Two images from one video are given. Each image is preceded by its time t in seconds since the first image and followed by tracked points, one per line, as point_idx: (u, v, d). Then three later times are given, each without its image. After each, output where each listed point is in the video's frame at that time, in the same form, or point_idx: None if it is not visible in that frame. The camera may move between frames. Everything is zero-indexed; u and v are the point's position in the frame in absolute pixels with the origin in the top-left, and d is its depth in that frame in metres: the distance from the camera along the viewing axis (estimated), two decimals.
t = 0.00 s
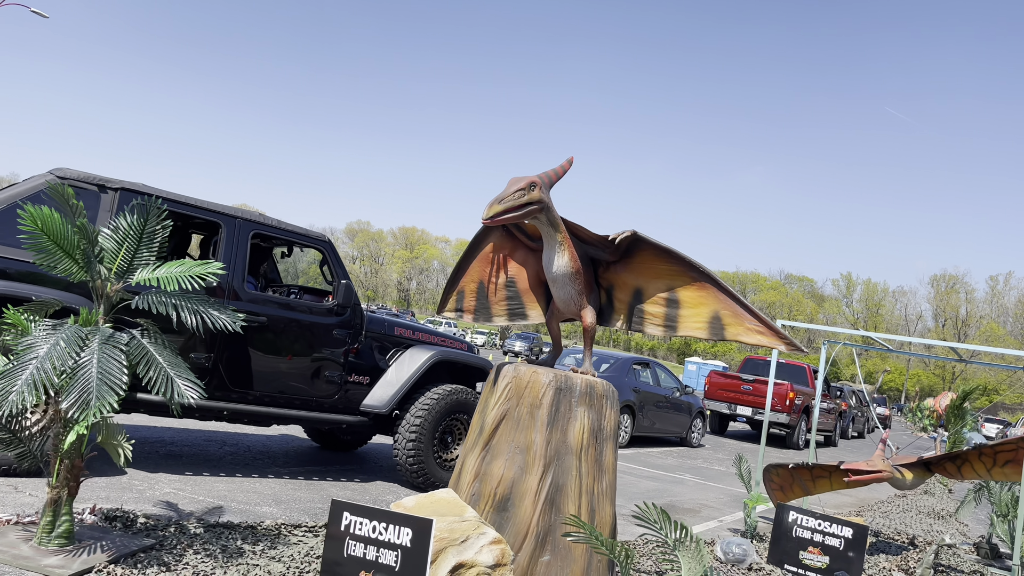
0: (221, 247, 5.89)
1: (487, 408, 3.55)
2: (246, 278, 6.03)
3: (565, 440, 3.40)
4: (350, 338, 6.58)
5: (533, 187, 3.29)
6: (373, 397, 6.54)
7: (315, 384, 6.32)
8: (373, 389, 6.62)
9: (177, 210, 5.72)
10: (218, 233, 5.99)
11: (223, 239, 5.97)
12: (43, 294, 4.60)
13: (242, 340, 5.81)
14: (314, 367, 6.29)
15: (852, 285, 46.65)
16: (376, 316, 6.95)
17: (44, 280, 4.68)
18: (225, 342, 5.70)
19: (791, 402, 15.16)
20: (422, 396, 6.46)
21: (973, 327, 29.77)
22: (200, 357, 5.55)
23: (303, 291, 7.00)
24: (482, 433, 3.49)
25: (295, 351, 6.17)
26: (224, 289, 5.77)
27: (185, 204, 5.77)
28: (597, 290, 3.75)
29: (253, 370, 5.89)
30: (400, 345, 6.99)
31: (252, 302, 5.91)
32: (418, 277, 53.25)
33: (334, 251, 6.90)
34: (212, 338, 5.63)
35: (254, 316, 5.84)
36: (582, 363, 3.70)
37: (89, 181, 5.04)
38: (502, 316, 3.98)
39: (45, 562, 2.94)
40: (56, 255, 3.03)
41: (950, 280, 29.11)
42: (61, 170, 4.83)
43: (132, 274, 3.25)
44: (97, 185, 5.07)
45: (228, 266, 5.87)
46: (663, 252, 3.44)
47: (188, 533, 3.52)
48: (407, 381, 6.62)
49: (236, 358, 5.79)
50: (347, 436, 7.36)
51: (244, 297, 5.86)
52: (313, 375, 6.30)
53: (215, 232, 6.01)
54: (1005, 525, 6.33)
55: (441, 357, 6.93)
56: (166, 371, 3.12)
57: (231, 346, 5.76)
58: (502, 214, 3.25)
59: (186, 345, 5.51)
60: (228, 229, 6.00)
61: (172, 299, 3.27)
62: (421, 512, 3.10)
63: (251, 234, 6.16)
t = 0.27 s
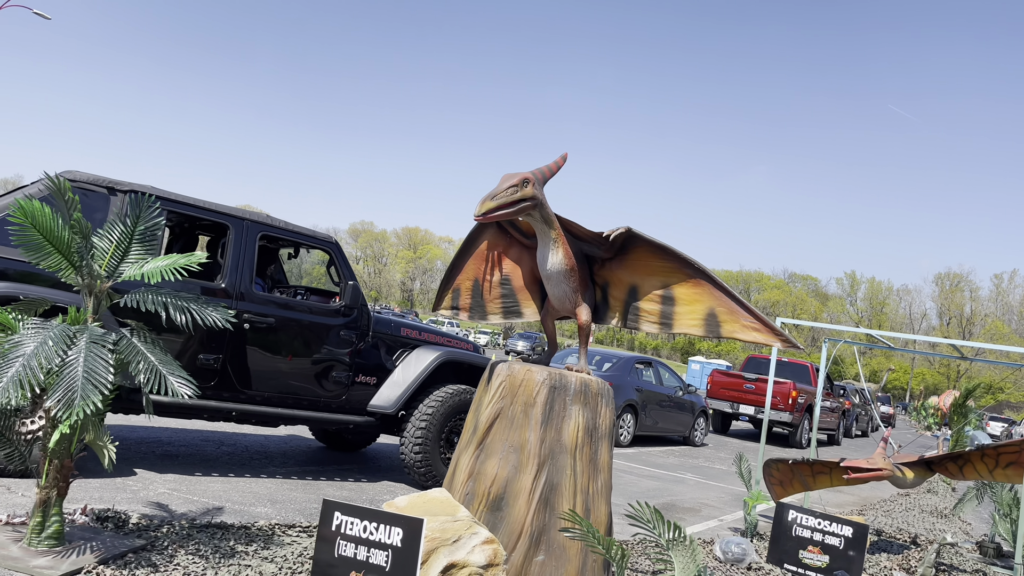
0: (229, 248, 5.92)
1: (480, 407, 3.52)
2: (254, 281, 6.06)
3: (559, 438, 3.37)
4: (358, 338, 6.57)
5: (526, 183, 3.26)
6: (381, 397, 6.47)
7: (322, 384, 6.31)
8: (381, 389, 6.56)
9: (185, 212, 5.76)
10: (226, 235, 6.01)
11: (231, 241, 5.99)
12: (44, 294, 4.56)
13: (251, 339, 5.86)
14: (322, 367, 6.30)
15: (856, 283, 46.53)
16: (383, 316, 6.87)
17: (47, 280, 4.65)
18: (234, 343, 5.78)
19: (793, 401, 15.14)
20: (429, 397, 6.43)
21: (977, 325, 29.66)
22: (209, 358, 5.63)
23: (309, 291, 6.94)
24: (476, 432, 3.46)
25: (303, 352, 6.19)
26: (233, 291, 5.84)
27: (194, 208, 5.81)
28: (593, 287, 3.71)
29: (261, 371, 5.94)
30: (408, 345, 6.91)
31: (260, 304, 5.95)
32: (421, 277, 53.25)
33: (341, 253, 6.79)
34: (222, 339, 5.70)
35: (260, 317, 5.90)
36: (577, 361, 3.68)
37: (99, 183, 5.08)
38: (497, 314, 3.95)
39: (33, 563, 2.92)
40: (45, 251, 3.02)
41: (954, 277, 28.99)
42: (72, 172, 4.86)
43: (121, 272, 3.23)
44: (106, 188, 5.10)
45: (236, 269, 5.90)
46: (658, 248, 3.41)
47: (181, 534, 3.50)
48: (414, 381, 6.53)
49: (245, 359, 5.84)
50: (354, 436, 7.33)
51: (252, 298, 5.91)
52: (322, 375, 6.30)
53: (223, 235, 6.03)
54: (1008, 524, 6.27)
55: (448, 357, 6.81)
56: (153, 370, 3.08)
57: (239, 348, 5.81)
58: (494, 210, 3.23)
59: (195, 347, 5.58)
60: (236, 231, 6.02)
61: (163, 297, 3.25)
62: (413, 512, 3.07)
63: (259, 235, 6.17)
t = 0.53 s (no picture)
0: (236, 248, 5.97)
1: (472, 403, 3.49)
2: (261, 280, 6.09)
3: (552, 434, 3.34)
4: (364, 337, 6.58)
5: (516, 176, 3.23)
6: (387, 395, 6.50)
7: (329, 383, 6.31)
8: (386, 387, 6.56)
9: (192, 213, 5.81)
10: (232, 235, 6.06)
11: (238, 241, 6.03)
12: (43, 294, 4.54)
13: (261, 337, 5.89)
14: (329, 365, 6.31)
15: (858, 279, 46.44)
16: (389, 315, 6.89)
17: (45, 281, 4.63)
18: (241, 342, 5.80)
19: (794, 397, 15.12)
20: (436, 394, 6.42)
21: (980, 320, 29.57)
22: (217, 357, 5.67)
23: (314, 291, 6.89)
24: (468, 429, 3.43)
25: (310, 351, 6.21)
26: (241, 290, 5.86)
27: (201, 208, 5.88)
28: (585, 282, 3.68)
29: (269, 370, 5.96)
30: (414, 343, 6.90)
31: (267, 303, 5.98)
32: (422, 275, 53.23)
33: (347, 252, 6.90)
34: (228, 339, 5.73)
35: (268, 316, 5.93)
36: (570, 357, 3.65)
37: (107, 184, 5.05)
38: (489, 310, 3.93)
39: (20, 562, 2.89)
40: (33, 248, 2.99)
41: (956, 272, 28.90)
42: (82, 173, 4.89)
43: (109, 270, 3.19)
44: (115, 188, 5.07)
45: (243, 268, 5.94)
46: (651, 242, 3.38)
47: (171, 533, 3.47)
48: (419, 380, 6.54)
49: (252, 358, 5.86)
50: (358, 434, 7.30)
51: (260, 297, 5.94)
52: (328, 373, 6.31)
53: (229, 235, 6.08)
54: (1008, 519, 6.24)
55: (453, 356, 6.80)
56: (136, 370, 3.06)
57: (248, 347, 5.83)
58: (485, 204, 3.19)
59: (203, 347, 5.61)
60: (243, 231, 6.06)
61: (151, 297, 3.23)
62: (403, 509, 3.05)
63: (266, 235, 6.22)
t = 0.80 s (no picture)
0: (238, 245, 5.96)
1: (460, 397, 3.46)
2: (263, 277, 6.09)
3: (540, 427, 3.31)
4: (366, 333, 6.58)
5: (501, 167, 3.19)
6: (388, 390, 6.45)
7: (331, 378, 6.32)
8: (388, 382, 6.52)
9: (194, 210, 5.80)
10: (234, 232, 6.04)
11: (240, 238, 6.02)
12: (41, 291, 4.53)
13: (265, 332, 5.93)
14: (331, 361, 6.31)
15: (856, 270, 46.41)
16: (390, 311, 6.86)
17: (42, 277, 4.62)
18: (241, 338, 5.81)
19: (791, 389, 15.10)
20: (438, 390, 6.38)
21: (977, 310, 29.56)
22: (221, 354, 5.69)
23: (315, 287, 6.87)
24: (456, 422, 3.40)
25: (313, 347, 6.21)
26: (245, 287, 5.86)
27: (203, 206, 5.86)
28: (574, 274, 3.65)
29: (273, 367, 5.97)
30: (415, 339, 6.89)
31: (270, 299, 5.98)
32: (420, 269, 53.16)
33: (350, 249, 6.82)
34: (231, 335, 5.75)
35: (271, 313, 5.94)
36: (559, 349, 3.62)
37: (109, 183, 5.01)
38: (478, 302, 3.90)
39: (2, 560, 2.87)
40: (14, 241, 2.96)
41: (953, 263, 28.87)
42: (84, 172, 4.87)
43: (90, 263, 3.16)
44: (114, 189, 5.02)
45: (246, 265, 5.93)
46: (639, 233, 3.35)
47: (158, 529, 3.45)
48: (421, 375, 6.48)
49: (256, 355, 5.87)
50: (360, 428, 7.27)
51: (264, 294, 5.94)
52: (331, 368, 6.31)
53: (231, 232, 6.06)
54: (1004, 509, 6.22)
55: (454, 351, 6.77)
56: (120, 370, 3.04)
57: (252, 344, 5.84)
58: (469, 195, 3.16)
59: (207, 344, 5.63)
60: (245, 228, 6.04)
61: (133, 293, 3.21)
62: (389, 503, 3.02)
63: (268, 232, 6.20)
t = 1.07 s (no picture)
0: (233, 238, 5.90)
1: (441, 386, 3.42)
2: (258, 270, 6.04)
3: (522, 416, 3.28)
4: (361, 326, 6.52)
5: (480, 153, 3.15)
6: (384, 380, 6.43)
7: (328, 370, 6.28)
8: (384, 373, 6.51)
9: (188, 203, 5.74)
10: (229, 225, 5.98)
11: (234, 231, 5.95)
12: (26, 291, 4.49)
13: (264, 324, 5.89)
14: (328, 353, 6.27)
15: (847, 258, 46.52)
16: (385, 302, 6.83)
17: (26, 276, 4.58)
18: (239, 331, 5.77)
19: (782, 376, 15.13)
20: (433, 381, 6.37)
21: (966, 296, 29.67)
22: (217, 346, 5.66)
23: (308, 279, 6.74)
24: (437, 412, 3.36)
25: (308, 340, 6.17)
26: (241, 280, 5.82)
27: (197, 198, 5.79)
28: (556, 262, 3.61)
29: (269, 359, 5.93)
30: (408, 330, 6.82)
31: (266, 292, 5.94)
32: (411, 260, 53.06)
33: (344, 241, 6.73)
34: (228, 327, 5.71)
35: (267, 305, 5.90)
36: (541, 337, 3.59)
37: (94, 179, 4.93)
38: (459, 290, 3.85)
39: None
40: None
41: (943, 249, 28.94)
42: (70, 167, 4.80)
43: (63, 252, 3.11)
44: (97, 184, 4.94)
45: (241, 258, 5.88)
46: (620, 219, 3.31)
47: (138, 523, 3.41)
48: (417, 366, 6.48)
49: (251, 347, 5.84)
50: (356, 419, 7.24)
51: (261, 287, 5.91)
52: (328, 360, 6.28)
53: (226, 225, 5.99)
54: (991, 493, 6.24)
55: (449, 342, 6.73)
56: (97, 360, 3.00)
57: (249, 337, 5.82)
58: (447, 181, 3.12)
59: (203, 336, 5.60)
60: (239, 221, 5.98)
61: (108, 282, 3.16)
62: (368, 494, 2.99)
63: (262, 225, 6.14)
